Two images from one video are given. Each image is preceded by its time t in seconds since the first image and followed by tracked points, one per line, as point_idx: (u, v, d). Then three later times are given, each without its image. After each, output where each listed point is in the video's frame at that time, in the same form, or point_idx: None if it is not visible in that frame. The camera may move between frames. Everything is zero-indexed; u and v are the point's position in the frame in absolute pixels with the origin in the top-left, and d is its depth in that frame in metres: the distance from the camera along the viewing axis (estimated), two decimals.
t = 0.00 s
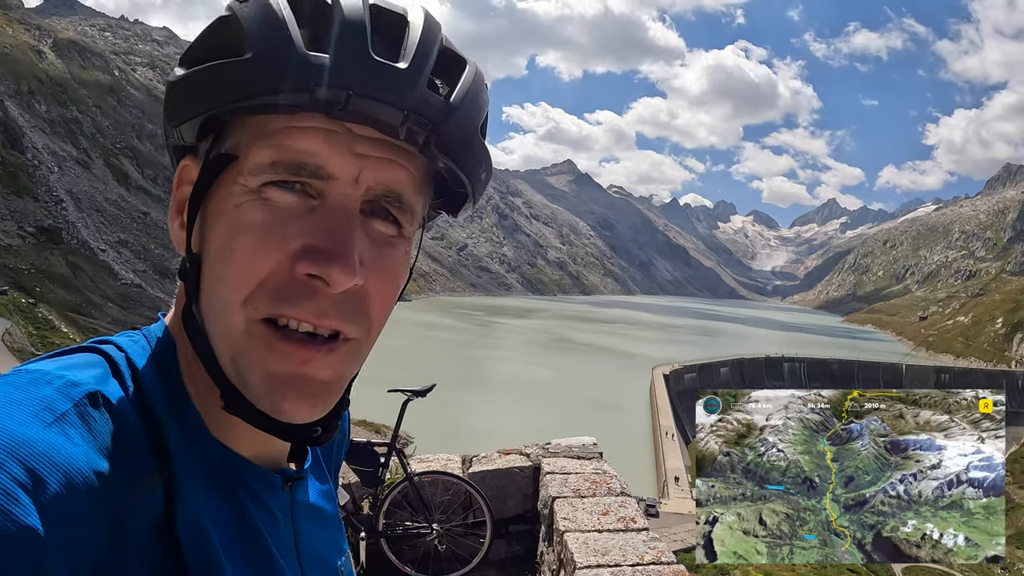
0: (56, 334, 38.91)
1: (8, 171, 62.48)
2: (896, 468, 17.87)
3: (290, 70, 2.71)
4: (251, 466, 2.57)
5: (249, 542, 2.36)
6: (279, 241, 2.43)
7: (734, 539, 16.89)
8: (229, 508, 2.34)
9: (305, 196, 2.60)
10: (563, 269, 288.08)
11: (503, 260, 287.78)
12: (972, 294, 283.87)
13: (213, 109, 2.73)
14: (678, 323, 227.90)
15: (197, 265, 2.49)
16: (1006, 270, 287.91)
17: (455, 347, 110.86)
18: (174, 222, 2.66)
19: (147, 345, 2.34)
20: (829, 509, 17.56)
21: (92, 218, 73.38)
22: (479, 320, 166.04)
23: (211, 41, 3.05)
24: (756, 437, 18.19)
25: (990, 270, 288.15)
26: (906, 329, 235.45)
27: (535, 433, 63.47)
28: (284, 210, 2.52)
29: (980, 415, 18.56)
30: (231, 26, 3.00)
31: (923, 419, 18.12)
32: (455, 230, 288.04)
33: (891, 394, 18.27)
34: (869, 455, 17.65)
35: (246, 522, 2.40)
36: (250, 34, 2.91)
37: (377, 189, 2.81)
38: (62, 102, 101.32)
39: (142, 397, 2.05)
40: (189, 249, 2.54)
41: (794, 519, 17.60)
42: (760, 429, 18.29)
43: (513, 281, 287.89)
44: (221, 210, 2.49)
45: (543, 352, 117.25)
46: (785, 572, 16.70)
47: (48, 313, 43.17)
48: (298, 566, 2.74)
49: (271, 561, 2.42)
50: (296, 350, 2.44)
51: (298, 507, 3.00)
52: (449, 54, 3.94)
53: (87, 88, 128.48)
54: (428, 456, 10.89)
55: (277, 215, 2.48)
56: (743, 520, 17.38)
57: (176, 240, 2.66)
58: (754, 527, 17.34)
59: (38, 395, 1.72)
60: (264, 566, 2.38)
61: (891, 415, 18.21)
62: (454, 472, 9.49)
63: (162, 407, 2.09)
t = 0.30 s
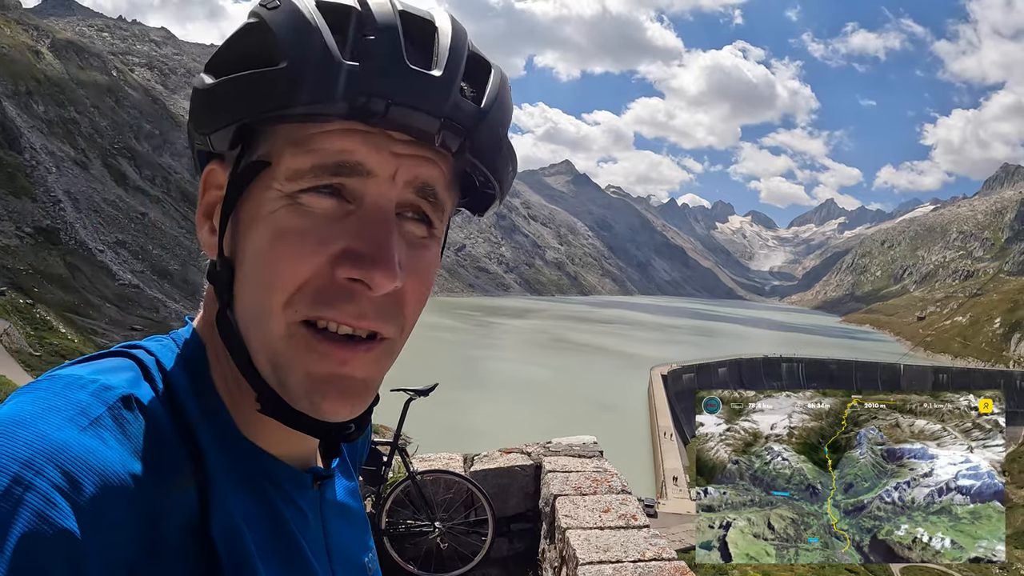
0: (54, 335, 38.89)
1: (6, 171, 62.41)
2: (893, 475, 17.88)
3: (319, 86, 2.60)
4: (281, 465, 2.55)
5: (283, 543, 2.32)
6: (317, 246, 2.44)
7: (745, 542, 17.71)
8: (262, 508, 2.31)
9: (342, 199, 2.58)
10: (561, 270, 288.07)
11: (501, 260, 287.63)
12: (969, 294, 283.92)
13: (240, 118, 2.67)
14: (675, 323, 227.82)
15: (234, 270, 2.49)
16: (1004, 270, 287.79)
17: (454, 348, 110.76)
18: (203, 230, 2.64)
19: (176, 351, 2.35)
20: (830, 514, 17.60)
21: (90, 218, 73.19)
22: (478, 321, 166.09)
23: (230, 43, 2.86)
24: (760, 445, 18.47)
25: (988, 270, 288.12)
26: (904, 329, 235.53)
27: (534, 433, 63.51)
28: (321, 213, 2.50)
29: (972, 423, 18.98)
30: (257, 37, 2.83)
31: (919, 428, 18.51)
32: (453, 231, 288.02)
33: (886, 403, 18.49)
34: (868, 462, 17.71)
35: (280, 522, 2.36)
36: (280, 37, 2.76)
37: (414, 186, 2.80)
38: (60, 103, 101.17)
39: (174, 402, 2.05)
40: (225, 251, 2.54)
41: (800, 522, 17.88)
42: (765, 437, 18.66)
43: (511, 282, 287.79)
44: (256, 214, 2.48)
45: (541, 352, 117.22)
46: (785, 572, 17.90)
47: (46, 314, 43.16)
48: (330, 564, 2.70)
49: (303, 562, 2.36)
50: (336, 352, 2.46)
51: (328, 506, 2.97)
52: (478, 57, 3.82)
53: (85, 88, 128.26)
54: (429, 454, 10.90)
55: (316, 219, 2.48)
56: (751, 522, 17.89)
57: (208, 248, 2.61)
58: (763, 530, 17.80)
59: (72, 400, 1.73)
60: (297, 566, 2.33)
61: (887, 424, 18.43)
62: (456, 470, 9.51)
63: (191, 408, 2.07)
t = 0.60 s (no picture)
0: (53, 336, 38.82)
1: (5, 171, 62.29)
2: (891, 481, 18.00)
3: (334, 92, 2.38)
4: (279, 461, 2.51)
5: (283, 539, 2.30)
6: (344, 248, 2.36)
7: (753, 544, 18.24)
8: (264, 505, 2.29)
9: (365, 201, 2.47)
10: (560, 270, 288.10)
11: (500, 261, 287.57)
12: (968, 294, 283.92)
13: (253, 125, 2.41)
14: (675, 323, 227.77)
15: (247, 274, 2.33)
16: (1003, 270, 287.74)
17: (453, 348, 110.80)
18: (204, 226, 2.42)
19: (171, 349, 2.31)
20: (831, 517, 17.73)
21: (89, 219, 73.09)
22: (477, 322, 166.12)
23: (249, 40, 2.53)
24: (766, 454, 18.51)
25: (987, 270, 288.00)
26: (903, 329, 235.54)
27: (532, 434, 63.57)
28: (341, 215, 2.39)
29: (963, 430, 18.77)
30: (276, 36, 2.51)
31: (914, 435, 18.37)
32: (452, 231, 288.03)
33: (887, 409, 17.97)
34: (866, 469, 17.63)
35: (280, 518, 2.34)
36: (318, 45, 2.47)
37: (434, 191, 2.70)
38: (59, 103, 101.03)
39: (171, 397, 2.04)
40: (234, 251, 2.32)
41: (803, 524, 17.84)
42: (770, 444, 18.59)
43: (510, 282, 287.72)
44: (270, 222, 2.30)
45: (540, 352, 117.22)
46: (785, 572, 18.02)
47: (44, 314, 43.11)
48: (328, 560, 2.68)
49: (304, 560, 2.34)
50: (360, 355, 2.35)
51: (328, 502, 2.93)
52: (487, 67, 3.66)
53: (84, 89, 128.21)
54: (429, 453, 10.89)
55: (340, 220, 2.36)
56: (757, 524, 18.35)
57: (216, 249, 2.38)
58: (768, 532, 18.20)
59: (74, 402, 1.74)
60: (300, 564, 2.30)
61: (885, 431, 17.99)
62: (456, 469, 9.51)
63: (191, 405, 2.05)
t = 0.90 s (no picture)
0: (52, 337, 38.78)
1: (4, 172, 62.15)
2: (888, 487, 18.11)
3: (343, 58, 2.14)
4: (264, 457, 2.35)
5: (263, 533, 2.17)
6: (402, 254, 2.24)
7: (761, 544, 18.70)
8: (248, 502, 2.17)
9: (412, 216, 2.29)
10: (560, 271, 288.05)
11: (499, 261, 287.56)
12: (967, 294, 283.88)
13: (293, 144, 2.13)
14: (674, 324, 227.76)
15: (292, 291, 2.13)
16: (1003, 270, 287.59)
17: (452, 348, 110.82)
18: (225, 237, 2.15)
19: (151, 354, 2.10)
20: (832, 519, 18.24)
21: (88, 219, 72.96)
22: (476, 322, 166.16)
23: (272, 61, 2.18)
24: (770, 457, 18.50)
25: (986, 270, 287.96)
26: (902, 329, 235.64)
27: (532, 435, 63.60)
28: (400, 226, 2.25)
29: (957, 436, 18.10)
30: (304, 53, 2.16)
31: (909, 441, 18.27)
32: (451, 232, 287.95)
33: (885, 414, 17.95)
34: (865, 475, 17.82)
35: (260, 512, 2.20)
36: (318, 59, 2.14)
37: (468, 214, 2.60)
38: (58, 104, 100.88)
39: (145, 391, 1.94)
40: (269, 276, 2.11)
41: (806, 527, 18.19)
42: (774, 450, 18.60)
43: (509, 283, 287.60)
44: (331, 233, 2.14)
45: (540, 353, 117.20)
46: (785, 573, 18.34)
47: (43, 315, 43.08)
48: (309, 556, 2.60)
49: (289, 559, 2.23)
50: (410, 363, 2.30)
51: (307, 496, 2.82)
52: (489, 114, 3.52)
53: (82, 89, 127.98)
54: (427, 453, 10.89)
55: (400, 236, 2.24)
56: (763, 526, 18.63)
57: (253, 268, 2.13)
58: (773, 534, 18.55)
59: (49, 396, 1.68)
60: (284, 562, 2.21)
61: (884, 438, 18.13)
62: (455, 470, 9.51)
63: (167, 401, 1.96)
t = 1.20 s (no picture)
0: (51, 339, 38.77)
1: (3, 173, 62.10)
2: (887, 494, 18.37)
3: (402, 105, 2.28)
4: (265, 462, 2.33)
5: (264, 535, 2.18)
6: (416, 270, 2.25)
7: (765, 545, 18.95)
8: (248, 505, 2.16)
9: (431, 233, 2.30)
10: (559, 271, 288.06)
11: (499, 262, 287.51)
12: (967, 294, 283.93)
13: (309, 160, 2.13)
14: (673, 324, 227.78)
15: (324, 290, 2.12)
16: (1002, 270, 287.70)
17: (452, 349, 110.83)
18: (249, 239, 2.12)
19: (152, 358, 2.05)
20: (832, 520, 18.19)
21: (87, 220, 72.90)
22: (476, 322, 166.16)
23: (318, 74, 2.21)
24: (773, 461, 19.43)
25: (986, 270, 288.05)
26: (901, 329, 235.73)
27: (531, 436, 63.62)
28: (425, 242, 2.27)
29: (952, 440, 18.63)
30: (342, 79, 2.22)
31: (906, 445, 18.70)
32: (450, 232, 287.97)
33: (883, 419, 18.57)
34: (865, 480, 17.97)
35: (261, 517, 2.19)
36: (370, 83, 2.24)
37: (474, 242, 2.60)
38: (57, 105, 100.78)
39: (150, 399, 1.92)
40: (300, 280, 2.10)
41: (808, 529, 18.44)
42: (776, 454, 19.52)
43: (509, 284, 287.58)
44: (362, 257, 2.15)
45: (539, 353, 117.23)
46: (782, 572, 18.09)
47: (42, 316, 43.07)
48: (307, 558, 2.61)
49: (287, 561, 2.23)
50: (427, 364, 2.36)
51: (304, 498, 2.82)
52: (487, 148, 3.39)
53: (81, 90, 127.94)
54: (427, 454, 10.89)
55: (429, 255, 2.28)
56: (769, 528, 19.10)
57: (279, 274, 2.10)
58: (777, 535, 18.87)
59: (53, 404, 1.68)
60: (283, 564, 2.21)
61: (881, 442, 18.62)
62: (454, 470, 9.49)
63: (172, 408, 1.95)
